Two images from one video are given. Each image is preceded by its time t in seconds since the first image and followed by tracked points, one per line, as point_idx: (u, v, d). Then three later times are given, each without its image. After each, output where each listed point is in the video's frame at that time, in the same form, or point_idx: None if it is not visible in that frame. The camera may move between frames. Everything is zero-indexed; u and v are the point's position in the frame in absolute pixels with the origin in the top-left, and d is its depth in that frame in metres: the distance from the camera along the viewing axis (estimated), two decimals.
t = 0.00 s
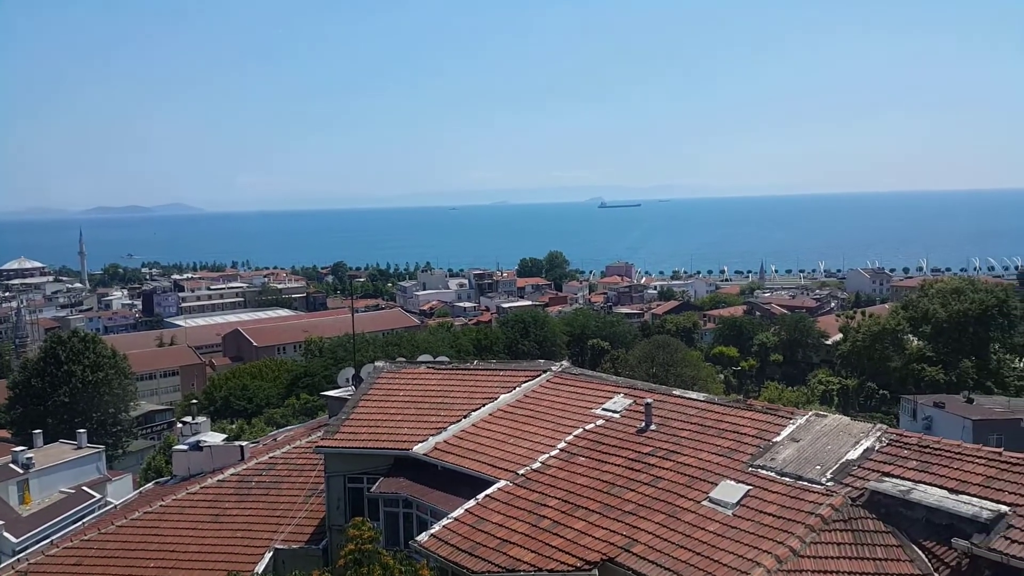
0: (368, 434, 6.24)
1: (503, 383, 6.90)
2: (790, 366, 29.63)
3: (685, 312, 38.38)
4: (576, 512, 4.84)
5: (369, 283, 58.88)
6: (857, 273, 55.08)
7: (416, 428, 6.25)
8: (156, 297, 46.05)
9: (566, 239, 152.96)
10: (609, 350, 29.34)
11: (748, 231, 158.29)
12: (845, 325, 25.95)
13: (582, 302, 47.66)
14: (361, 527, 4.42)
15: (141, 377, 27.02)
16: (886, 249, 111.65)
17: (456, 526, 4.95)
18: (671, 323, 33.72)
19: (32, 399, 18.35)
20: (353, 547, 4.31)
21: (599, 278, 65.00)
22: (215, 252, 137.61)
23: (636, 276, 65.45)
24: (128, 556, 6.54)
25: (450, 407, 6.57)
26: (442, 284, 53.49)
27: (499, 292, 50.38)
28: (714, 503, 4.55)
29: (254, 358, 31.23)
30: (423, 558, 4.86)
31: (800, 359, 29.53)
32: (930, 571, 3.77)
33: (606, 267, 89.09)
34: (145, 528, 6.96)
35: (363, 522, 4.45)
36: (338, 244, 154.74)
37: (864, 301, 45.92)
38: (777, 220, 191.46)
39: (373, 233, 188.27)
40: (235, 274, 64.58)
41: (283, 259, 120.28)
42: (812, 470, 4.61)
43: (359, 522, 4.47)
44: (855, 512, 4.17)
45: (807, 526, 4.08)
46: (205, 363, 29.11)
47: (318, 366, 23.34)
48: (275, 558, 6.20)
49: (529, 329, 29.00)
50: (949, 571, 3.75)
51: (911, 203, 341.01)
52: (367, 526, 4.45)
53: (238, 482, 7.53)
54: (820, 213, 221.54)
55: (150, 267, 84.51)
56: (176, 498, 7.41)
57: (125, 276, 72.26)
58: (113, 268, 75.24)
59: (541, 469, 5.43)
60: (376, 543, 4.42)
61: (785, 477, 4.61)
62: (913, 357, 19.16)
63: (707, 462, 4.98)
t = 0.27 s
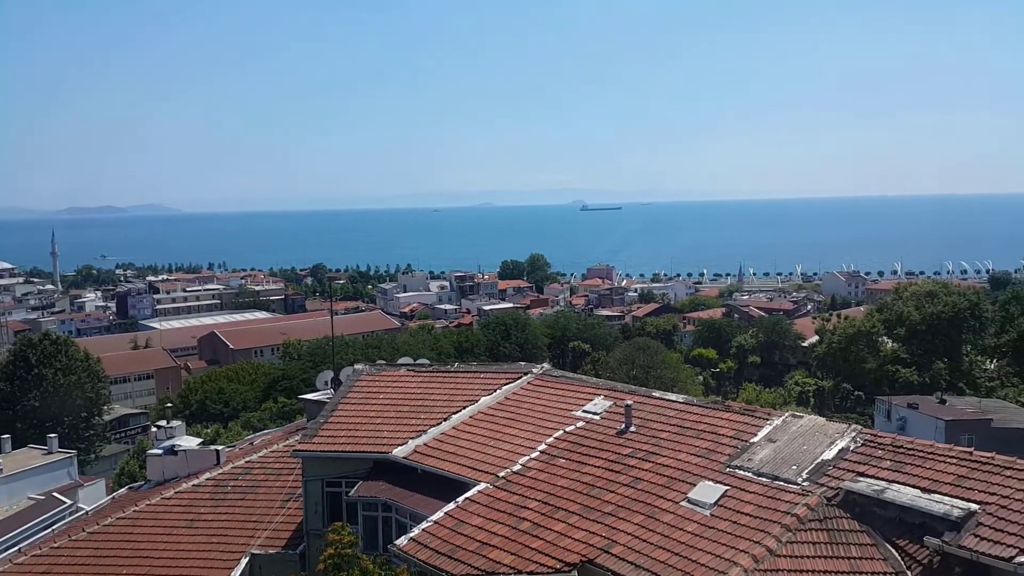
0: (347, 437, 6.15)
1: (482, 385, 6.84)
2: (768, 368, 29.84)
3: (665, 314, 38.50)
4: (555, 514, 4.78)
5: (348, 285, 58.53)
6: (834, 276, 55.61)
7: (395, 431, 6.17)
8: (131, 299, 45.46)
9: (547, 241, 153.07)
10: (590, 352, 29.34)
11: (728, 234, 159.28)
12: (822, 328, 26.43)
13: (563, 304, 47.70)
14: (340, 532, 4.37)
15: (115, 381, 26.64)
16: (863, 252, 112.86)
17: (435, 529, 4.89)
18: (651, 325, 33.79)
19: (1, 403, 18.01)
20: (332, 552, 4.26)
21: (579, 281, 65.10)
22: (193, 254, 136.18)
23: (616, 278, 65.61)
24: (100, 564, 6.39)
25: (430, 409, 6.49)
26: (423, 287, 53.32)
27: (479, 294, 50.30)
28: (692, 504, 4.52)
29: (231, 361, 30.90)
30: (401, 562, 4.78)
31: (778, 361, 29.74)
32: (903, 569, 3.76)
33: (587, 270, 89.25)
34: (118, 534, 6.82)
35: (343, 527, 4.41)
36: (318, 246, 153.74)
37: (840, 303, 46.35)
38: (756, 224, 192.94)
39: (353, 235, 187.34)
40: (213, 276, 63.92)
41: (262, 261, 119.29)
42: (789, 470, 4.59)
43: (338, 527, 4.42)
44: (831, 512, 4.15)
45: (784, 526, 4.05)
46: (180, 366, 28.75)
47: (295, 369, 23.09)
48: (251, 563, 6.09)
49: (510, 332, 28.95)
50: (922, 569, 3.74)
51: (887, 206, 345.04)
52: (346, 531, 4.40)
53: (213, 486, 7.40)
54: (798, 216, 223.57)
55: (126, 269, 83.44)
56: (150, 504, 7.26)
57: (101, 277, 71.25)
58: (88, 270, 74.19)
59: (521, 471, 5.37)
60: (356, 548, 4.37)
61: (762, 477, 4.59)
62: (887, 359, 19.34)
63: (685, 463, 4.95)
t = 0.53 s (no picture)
0: (298, 449, 5.99)
1: (438, 393, 6.73)
2: (720, 372, 30.25)
3: (620, 320, 38.77)
4: (511, 521, 4.71)
5: (301, 294, 57.68)
6: (783, 281, 56.73)
7: (348, 441, 6.03)
8: (73, 309, 44.19)
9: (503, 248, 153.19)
10: (546, 358, 29.36)
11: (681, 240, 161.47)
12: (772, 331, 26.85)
13: (519, 311, 47.70)
14: (294, 546, 4.32)
15: (55, 394, 25.77)
16: (811, 258, 115.46)
17: (389, 540, 4.77)
18: (606, 331, 33.98)
19: None
20: (286, 568, 4.19)
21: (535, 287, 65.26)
22: (140, 262, 132.82)
23: (572, 285, 65.91)
24: None
25: (384, 419, 6.36)
26: (378, 294, 52.83)
27: (435, 301, 50.03)
28: (647, 508, 4.48)
29: (178, 372, 30.14)
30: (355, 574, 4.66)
31: (730, 365, 30.17)
32: (851, 568, 3.78)
33: (542, 276, 89.58)
34: (58, 553, 6.52)
35: (298, 540, 4.37)
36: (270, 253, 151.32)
37: (789, 307, 47.29)
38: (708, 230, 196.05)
39: (306, 242, 184.92)
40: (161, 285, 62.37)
41: (212, 269, 116.93)
42: (741, 472, 4.60)
43: (293, 540, 4.39)
44: (782, 513, 4.14)
45: (737, 527, 4.03)
46: (125, 377, 27.95)
47: (245, 380, 22.55)
48: None
49: (466, 339, 28.81)
50: (870, 567, 3.77)
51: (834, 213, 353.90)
52: (300, 544, 4.36)
53: (159, 501, 7.13)
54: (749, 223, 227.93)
55: (69, 278, 80.95)
56: (92, 520, 6.97)
57: (42, 287, 68.96)
58: (29, 279, 71.75)
59: (476, 479, 5.28)
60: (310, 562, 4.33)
61: (715, 480, 4.58)
62: (835, 362, 19.73)
63: (640, 467, 4.92)
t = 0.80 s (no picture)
0: (240, 463, 5.83)
1: (385, 403, 6.62)
2: (667, 376, 30.63)
3: (568, 326, 38.95)
4: (461, 531, 4.65)
5: (243, 303, 56.43)
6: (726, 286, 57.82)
7: (293, 454, 5.89)
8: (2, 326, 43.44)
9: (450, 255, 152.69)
10: (495, 366, 29.30)
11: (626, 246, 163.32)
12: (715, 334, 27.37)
13: (467, 318, 47.55)
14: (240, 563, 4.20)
15: None
16: (753, 263, 118.07)
17: (336, 555, 4.66)
18: (555, 338, 34.11)
19: None
20: None
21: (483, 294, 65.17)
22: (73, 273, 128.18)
23: (520, 291, 66.01)
24: None
25: (330, 431, 6.23)
26: (323, 303, 52.05)
27: (382, 310, 49.52)
28: (597, 513, 4.48)
29: (114, 387, 29.16)
30: None
31: (676, 369, 30.57)
32: (796, 568, 3.83)
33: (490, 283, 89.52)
34: None
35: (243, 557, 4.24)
36: (211, 262, 147.80)
37: (732, 312, 48.20)
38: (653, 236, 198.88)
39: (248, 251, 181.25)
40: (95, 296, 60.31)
41: (150, 279, 113.59)
42: (688, 475, 4.63)
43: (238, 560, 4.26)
44: (729, 514, 4.19)
45: (685, 530, 4.06)
46: (57, 393, 26.92)
47: (185, 394, 21.79)
48: None
49: (414, 348, 28.57)
50: (816, 566, 3.82)
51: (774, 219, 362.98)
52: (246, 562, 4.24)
53: (95, 521, 6.85)
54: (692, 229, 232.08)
55: None
56: (22, 544, 6.65)
57: None
58: None
59: (426, 490, 5.20)
60: None
61: (663, 484, 4.60)
62: (777, 364, 20.17)
63: (589, 472, 4.92)
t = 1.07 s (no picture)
0: (187, 475, 5.66)
1: (336, 411, 6.51)
2: (620, 378, 30.89)
3: (521, 331, 39.03)
4: (416, 539, 4.58)
5: (189, 312, 55.13)
6: (677, 288, 58.63)
7: (242, 465, 5.74)
8: None
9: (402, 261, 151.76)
10: (448, 372, 29.18)
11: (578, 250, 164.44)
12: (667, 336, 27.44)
13: (419, 324, 47.26)
14: None
15: None
16: (702, 266, 120.06)
17: (288, 567, 4.55)
18: (508, 342, 34.13)
19: None
20: None
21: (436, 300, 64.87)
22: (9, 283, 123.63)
23: (473, 296, 65.88)
24: None
25: (280, 440, 6.10)
26: (272, 311, 51.19)
27: (333, 317, 48.93)
28: (553, 516, 4.46)
29: (52, 400, 28.20)
30: None
31: (628, 371, 30.85)
32: (750, 565, 3.88)
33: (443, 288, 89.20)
34: None
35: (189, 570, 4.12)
36: (155, 270, 144.15)
37: (683, 314, 48.88)
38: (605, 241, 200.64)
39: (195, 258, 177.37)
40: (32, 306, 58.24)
41: (91, 289, 110.20)
42: (643, 477, 4.65)
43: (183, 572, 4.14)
44: (683, 514, 4.22)
45: (639, 531, 4.07)
46: None
47: (128, 405, 21.01)
48: None
49: (366, 355, 28.28)
50: (768, 563, 3.87)
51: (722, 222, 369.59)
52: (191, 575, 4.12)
53: (33, 539, 6.59)
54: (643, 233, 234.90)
55: None
56: None
57: None
58: None
59: (379, 498, 5.12)
60: None
61: (618, 485, 4.61)
62: (727, 365, 20.50)
63: (544, 476, 4.91)
